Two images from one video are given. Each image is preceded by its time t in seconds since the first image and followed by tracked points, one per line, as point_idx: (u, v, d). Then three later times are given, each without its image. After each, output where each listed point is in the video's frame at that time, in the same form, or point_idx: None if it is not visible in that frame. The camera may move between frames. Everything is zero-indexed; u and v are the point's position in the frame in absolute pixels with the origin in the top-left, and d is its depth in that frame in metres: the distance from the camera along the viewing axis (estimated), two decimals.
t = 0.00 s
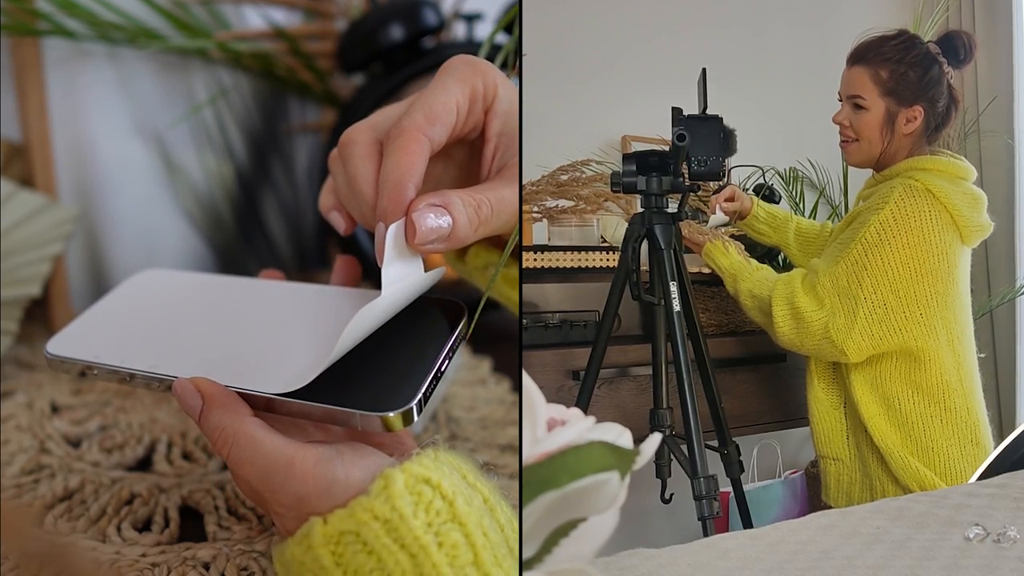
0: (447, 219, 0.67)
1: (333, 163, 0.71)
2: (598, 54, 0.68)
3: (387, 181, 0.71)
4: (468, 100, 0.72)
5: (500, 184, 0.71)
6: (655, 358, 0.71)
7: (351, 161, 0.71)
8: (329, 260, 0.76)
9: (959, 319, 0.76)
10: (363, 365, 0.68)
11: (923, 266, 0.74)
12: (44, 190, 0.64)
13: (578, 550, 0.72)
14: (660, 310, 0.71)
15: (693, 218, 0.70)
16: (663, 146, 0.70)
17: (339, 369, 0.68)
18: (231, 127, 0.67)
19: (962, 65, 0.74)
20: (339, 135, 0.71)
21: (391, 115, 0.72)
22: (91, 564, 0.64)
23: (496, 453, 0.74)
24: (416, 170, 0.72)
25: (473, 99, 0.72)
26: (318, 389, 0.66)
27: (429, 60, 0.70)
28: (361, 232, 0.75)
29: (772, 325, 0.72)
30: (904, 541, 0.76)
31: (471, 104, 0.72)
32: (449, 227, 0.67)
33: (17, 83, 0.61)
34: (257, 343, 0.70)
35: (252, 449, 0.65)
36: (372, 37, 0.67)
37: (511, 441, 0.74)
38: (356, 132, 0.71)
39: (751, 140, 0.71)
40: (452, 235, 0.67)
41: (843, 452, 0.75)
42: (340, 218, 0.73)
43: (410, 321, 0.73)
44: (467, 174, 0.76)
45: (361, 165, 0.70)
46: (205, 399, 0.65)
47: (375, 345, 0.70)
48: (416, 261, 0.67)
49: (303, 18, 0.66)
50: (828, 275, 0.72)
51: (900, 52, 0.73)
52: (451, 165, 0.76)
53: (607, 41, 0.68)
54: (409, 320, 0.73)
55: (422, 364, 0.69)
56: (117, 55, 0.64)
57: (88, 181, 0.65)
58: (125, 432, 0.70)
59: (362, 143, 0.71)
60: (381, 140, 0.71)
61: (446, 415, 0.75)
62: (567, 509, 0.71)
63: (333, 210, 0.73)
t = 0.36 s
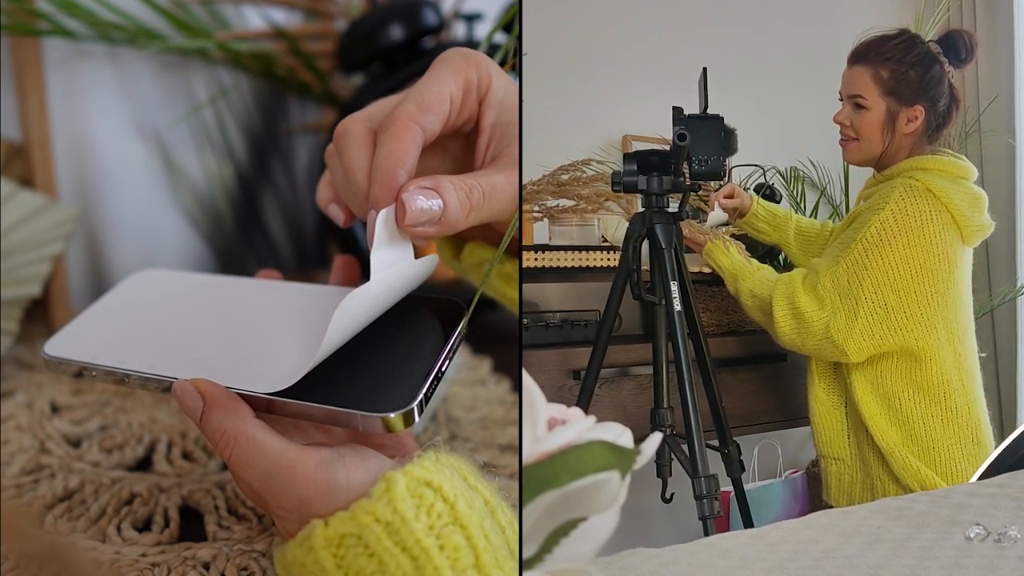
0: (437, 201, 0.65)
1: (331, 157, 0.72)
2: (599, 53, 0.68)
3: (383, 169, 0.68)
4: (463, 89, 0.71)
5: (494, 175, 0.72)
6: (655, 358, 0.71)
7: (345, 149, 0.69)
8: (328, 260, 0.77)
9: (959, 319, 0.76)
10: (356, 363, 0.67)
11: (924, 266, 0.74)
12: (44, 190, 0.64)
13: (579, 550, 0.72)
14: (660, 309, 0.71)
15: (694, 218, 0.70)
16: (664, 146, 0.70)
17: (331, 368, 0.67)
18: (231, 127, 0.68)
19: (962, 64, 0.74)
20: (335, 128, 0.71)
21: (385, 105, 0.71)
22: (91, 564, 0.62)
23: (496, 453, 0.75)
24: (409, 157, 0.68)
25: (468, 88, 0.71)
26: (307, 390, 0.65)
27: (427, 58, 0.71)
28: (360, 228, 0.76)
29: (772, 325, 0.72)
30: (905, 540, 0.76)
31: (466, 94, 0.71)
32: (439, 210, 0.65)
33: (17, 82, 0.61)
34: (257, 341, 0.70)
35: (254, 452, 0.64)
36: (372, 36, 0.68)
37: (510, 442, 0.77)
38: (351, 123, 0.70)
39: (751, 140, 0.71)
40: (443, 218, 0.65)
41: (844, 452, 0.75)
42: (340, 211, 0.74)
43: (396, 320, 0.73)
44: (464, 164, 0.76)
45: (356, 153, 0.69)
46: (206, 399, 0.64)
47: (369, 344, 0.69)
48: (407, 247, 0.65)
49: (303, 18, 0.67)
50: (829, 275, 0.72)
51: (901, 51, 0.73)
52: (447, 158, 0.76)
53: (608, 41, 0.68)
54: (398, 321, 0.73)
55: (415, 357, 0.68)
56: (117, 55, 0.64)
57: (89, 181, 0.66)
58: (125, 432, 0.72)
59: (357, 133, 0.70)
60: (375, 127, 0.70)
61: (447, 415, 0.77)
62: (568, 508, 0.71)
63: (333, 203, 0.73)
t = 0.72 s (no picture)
0: (409, 173, 0.65)
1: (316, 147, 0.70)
2: (600, 53, 0.68)
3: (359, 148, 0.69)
4: (437, 71, 0.71)
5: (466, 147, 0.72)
6: (656, 358, 0.71)
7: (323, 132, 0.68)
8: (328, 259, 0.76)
9: (959, 319, 0.76)
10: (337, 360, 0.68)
11: (924, 266, 0.74)
12: (43, 190, 0.65)
13: (580, 550, 0.72)
14: (661, 309, 0.71)
15: (694, 217, 0.70)
16: (664, 146, 0.69)
17: (312, 367, 0.67)
18: (231, 127, 0.69)
19: (963, 64, 0.74)
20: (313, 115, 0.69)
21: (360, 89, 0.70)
22: (91, 564, 0.63)
23: (496, 453, 0.76)
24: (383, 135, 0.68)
25: (442, 70, 0.71)
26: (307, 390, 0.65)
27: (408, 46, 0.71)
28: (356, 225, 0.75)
29: (773, 325, 0.72)
30: (905, 540, 0.76)
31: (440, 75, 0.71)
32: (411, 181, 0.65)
33: (17, 82, 0.61)
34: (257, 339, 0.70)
35: (254, 452, 0.65)
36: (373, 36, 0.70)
37: (511, 441, 0.77)
38: (328, 108, 0.69)
39: (752, 140, 0.71)
40: (416, 190, 0.66)
41: (844, 452, 0.75)
42: (326, 198, 0.72)
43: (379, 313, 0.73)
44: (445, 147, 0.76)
45: (333, 134, 0.68)
46: (205, 399, 0.64)
47: (356, 342, 0.70)
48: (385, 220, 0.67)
49: (303, 18, 0.66)
50: (829, 275, 0.72)
51: (902, 51, 0.73)
52: (428, 141, 0.76)
53: (609, 41, 0.68)
54: (375, 317, 0.73)
55: (400, 355, 0.69)
56: (117, 55, 0.64)
57: (88, 182, 0.66)
58: (125, 432, 0.72)
59: (334, 115, 0.69)
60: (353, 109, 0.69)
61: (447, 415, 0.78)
62: (569, 508, 0.71)
63: (318, 190, 0.72)
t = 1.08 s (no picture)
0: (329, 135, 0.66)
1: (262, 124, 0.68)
2: (600, 53, 0.68)
3: (284, 118, 0.67)
4: (364, 45, 0.71)
5: (390, 113, 0.73)
6: (657, 358, 0.71)
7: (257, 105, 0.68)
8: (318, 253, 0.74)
9: (960, 318, 0.76)
10: (278, 348, 0.65)
11: (925, 265, 0.74)
12: (44, 190, 0.64)
13: (581, 551, 0.72)
14: (662, 309, 0.71)
15: (695, 217, 0.70)
16: (665, 146, 0.69)
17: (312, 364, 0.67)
18: (231, 126, 0.68)
19: (964, 64, 0.74)
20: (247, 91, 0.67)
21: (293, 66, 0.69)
22: (91, 564, 0.65)
23: (496, 454, 0.72)
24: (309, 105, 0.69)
25: (369, 44, 0.71)
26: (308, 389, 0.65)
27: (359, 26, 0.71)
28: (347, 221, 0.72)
29: (773, 325, 0.72)
30: (906, 540, 0.76)
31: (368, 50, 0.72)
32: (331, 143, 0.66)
33: (17, 82, 0.61)
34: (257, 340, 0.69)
35: (255, 451, 0.66)
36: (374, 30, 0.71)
37: (511, 442, 0.72)
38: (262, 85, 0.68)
39: (753, 140, 0.71)
40: (336, 152, 0.66)
41: (845, 452, 0.75)
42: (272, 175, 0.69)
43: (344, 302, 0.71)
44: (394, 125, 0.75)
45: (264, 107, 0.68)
46: (206, 397, 0.65)
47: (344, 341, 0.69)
48: (317, 186, 0.66)
49: (303, 17, 0.69)
50: (830, 275, 0.72)
51: (904, 51, 0.73)
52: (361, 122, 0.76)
53: (610, 41, 0.68)
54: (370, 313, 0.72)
55: (401, 354, 0.69)
56: (117, 55, 0.64)
57: (88, 182, 0.65)
58: (125, 432, 0.69)
59: (266, 90, 0.68)
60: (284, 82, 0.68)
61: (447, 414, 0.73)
62: (570, 509, 0.71)
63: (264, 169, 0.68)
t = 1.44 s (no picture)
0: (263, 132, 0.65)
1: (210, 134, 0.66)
2: (598, 54, 0.68)
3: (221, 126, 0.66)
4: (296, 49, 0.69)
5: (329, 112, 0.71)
6: (658, 358, 0.71)
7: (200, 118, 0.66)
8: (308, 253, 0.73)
9: (961, 318, 0.75)
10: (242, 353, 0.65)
11: (925, 265, 0.73)
12: (44, 190, 0.64)
13: (580, 551, 0.72)
14: (662, 308, 0.71)
15: (696, 217, 0.70)
16: (665, 146, 0.69)
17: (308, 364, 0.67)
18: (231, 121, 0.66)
19: (964, 65, 0.74)
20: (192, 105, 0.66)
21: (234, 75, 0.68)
22: (91, 564, 0.67)
23: (496, 453, 0.71)
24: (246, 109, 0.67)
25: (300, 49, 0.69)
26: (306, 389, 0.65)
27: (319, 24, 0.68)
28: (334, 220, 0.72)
29: (774, 325, 0.72)
30: (908, 540, 0.76)
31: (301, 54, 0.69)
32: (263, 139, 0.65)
33: (17, 83, 0.62)
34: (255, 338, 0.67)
35: (255, 450, 0.66)
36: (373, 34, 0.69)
37: (511, 442, 0.71)
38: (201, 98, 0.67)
39: (753, 139, 0.70)
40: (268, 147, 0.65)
41: (846, 451, 0.75)
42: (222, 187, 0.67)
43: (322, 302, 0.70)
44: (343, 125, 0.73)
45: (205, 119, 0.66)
46: (206, 395, 0.66)
47: (343, 341, 0.69)
48: (257, 180, 0.66)
49: (303, 18, 0.68)
50: (830, 274, 0.71)
51: (905, 51, 0.72)
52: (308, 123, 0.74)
53: (609, 41, 0.68)
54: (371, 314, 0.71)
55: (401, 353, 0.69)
56: (117, 55, 0.64)
57: (88, 181, 0.65)
58: (125, 432, 0.68)
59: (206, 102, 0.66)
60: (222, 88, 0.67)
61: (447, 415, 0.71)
62: (569, 509, 0.71)
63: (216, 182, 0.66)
